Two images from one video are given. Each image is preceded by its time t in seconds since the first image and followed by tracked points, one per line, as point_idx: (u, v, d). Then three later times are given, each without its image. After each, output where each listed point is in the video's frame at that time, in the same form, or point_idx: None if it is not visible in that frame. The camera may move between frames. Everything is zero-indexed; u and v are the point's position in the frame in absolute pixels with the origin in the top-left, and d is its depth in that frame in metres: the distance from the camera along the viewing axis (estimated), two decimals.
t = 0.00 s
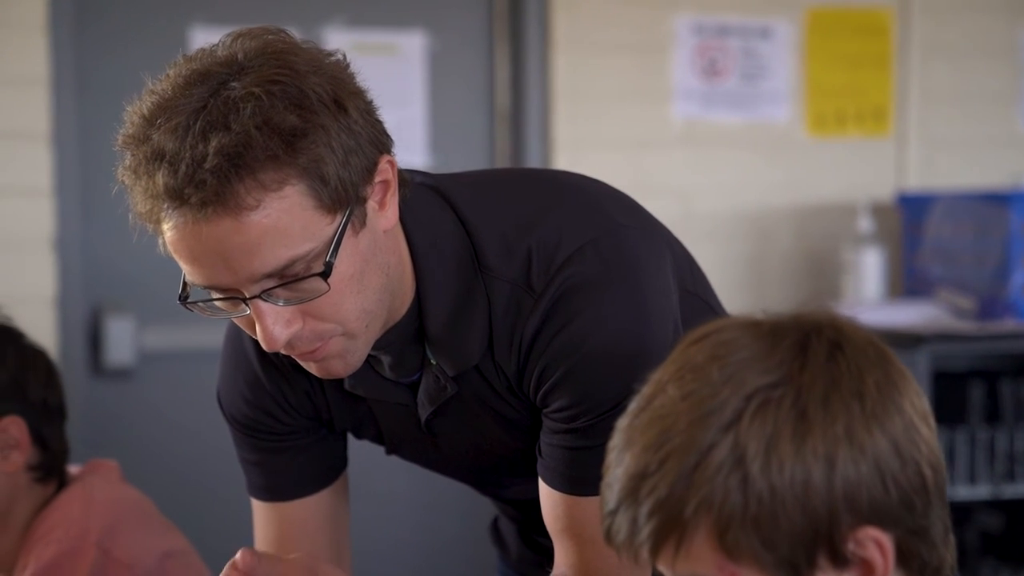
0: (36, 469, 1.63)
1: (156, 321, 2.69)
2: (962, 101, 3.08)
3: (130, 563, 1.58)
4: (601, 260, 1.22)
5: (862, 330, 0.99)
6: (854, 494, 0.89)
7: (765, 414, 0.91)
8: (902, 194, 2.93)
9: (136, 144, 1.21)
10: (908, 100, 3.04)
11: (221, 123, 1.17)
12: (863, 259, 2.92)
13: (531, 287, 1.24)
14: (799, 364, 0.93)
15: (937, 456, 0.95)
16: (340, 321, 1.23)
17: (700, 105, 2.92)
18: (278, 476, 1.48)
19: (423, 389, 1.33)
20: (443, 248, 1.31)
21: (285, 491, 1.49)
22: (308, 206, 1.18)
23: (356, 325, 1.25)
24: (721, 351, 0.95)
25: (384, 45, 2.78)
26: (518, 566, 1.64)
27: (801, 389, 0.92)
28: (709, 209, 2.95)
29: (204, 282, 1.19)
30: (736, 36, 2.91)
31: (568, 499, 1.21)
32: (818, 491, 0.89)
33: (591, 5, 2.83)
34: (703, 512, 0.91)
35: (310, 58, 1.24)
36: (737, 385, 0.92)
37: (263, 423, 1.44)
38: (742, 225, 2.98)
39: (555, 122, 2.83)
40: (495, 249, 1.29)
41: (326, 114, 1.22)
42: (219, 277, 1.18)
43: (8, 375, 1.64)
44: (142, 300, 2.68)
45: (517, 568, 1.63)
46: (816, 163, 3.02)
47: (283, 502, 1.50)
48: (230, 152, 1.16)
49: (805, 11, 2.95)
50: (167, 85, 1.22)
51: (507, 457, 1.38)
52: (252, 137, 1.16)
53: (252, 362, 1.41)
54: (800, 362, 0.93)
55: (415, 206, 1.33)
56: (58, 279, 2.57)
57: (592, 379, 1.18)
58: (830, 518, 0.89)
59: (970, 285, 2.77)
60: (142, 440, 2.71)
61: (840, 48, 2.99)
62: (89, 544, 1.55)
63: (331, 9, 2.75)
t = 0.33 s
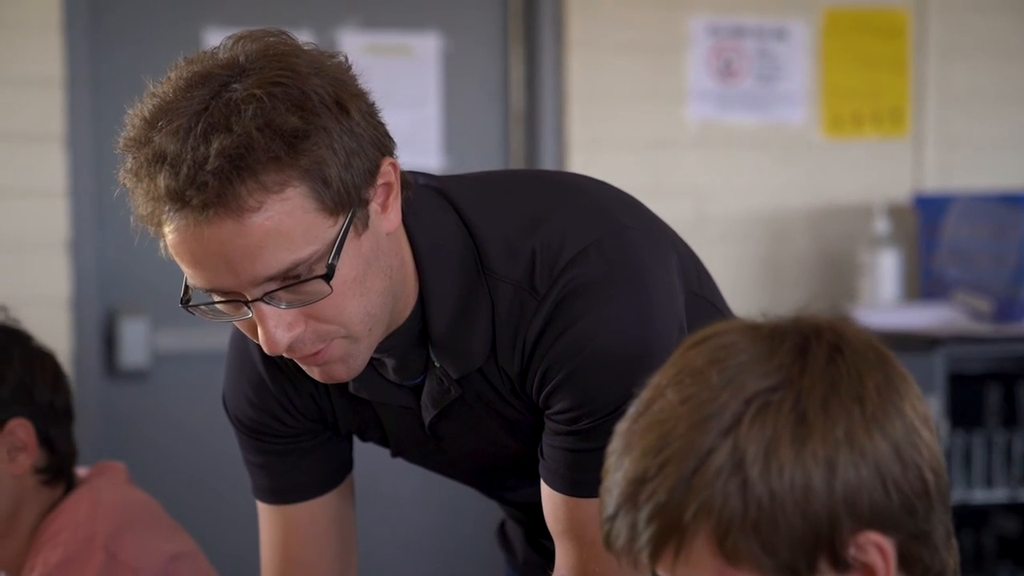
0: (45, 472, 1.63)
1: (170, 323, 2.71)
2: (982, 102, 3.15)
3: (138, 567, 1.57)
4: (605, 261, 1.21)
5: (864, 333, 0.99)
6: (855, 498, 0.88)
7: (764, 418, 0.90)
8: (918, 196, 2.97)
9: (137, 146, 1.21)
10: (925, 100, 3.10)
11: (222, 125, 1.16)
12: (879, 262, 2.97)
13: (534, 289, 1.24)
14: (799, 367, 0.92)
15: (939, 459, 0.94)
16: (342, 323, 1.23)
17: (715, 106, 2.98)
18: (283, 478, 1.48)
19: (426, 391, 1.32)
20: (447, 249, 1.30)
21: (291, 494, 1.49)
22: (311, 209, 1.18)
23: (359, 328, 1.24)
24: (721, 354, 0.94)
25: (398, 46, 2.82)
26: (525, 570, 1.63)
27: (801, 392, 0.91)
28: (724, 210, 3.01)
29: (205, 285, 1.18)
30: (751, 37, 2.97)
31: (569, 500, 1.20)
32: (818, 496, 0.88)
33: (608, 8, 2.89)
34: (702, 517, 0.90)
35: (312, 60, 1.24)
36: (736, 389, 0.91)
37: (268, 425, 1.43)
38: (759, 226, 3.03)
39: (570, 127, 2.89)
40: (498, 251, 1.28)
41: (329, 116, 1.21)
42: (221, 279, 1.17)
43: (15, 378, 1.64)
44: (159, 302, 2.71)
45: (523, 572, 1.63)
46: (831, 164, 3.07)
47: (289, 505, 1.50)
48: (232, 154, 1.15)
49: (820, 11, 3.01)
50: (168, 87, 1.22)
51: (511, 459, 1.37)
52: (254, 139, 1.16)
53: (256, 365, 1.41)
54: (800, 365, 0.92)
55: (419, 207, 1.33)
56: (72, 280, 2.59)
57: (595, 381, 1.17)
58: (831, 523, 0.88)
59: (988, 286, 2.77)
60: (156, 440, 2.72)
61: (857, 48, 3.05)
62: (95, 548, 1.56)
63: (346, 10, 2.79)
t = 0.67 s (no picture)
0: (56, 473, 1.63)
1: (189, 324, 2.74)
2: (1005, 103, 3.15)
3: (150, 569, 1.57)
4: (613, 265, 1.20)
5: (867, 335, 0.98)
6: (858, 502, 0.87)
7: (766, 421, 0.89)
8: (938, 197, 2.97)
9: (144, 149, 1.20)
10: (946, 101, 3.10)
11: (229, 126, 1.16)
12: (899, 264, 2.95)
13: (541, 293, 1.23)
14: (801, 370, 0.91)
15: (944, 463, 0.93)
16: (349, 328, 1.22)
17: (735, 106, 2.99)
18: (292, 481, 1.48)
19: (434, 396, 1.32)
20: (454, 254, 1.30)
21: (300, 496, 1.49)
22: (318, 211, 1.17)
23: (365, 333, 1.24)
24: (723, 356, 0.94)
25: (417, 48, 2.84)
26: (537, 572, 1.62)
27: (803, 396, 0.90)
28: (742, 211, 3.02)
29: (211, 288, 1.18)
30: (771, 38, 2.98)
31: (578, 506, 1.19)
32: (822, 500, 0.87)
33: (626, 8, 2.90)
34: (704, 521, 0.89)
35: (318, 62, 1.24)
36: (737, 392, 0.91)
37: (277, 427, 1.43)
38: (777, 226, 3.04)
39: (588, 128, 2.90)
40: (505, 255, 1.28)
41: (335, 117, 1.21)
42: (228, 282, 1.16)
43: (27, 380, 1.64)
44: (175, 304, 2.74)
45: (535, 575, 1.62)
46: (851, 164, 3.08)
47: (298, 507, 1.50)
48: (239, 156, 1.15)
49: (840, 11, 3.02)
50: (174, 89, 1.22)
51: (519, 463, 1.37)
52: (261, 141, 1.16)
53: (265, 367, 1.41)
54: (802, 367, 0.92)
55: (425, 210, 1.32)
56: (91, 282, 2.61)
57: (602, 386, 1.16)
58: (834, 526, 0.87)
59: (1010, 287, 2.79)
60: (174, 440, 2.74)
61: (877, 49, 3.05)
62: (106, 551, 1.55)
63: (364, 11, 2.81)
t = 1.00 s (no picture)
0: (67, 471, 1.64)
1: (203, 325, 2.78)
2: (1016, 100, 3.12)
3: (159, 568, 1.57)
4: (617, 264, 1.20)
5: (868, 335, 0.97)
6: (859, 504, 0.87)
7: (766, 423, 0.89)
8: (957, 195, 2.96)
9: (150, 160, 1.19)
10: (965, 100, 3.08)
11: (238, 131, 1.15)
12: (917, 263, 2.94)
13: (546, 293, 1.23)
14: (800, 371, 0.91)
15: (947, 464, 0.93)
16: (363, 328, 1.22)
17: (752, 105, 2.98)
18: (300, 482, 1.48)
19: (441, 397, 1.32)
20: (459, 254, 1.30)
21: (309, 497, 1.49)
22: (330, 211, 1.17)
23: (379, 332, 1.24)
24: (723, 359, 0.94)
25: (432, 46, 2.85)
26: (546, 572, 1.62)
27: (803, 398, 0.90)
28: (760, 211, 3.01)
29: (227, 295, 1.17)
30: (788, 36, 2.97)
31: (584, 506, 1.18)
32: (822, 501, 0.86)
33: (642, 7, 2.90)
34: (704, 524, 0.89)
35: (318, 62, 1.23)
36: (738, 394, 0.91)
37: (285, 429, 1.43)
38: (792, 223, 3.03)
39: (605, 127, 2.89)
40: (510, 255, 1.27)
41: (341, 116, 1.21)
42: (245, 289, 1.16)
43: (37, 379, 1.64)
44: (189, 304, 2.77)
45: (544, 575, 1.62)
46: (870, 164, 3.06)
47: (306, 509, 1.50)
48: (251, 160, 1.14)
49: (858, 10, 3.01)
50: (176, 98, 1.20)
51: (526, 462, 1.37)
52: (272, 143, 1.15)
53: (272, 369, 1.41)
54: (802, 369, 0.91)
55: (429, 210, 1.32)
56: (106, 281, 2.66)
57: (607, 386, 1.15)
58: (835, 527, 0.86)
59: None
60: (189, 442, 2.78)
61: (896, 48, 3.04)
62: (115, 550, 1.55)
63: (378, 10, 2.83)
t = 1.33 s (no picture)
0: (78, 470, 1.64)
1: (219, 324, 2.78)
2: None
3: (169, 567, 1.56)
4: (622, 258, 1.19)
5: (871, 333, 0.97)
6: (862, 504, 0.86)
7: (768, 423, 0.88)
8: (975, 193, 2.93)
9: (164, 174, 1.18)
10: (984, 97, 3.06)
11: (256, 129, 1.14)
12: (935, 260, 2.92)
13: (551, 288, 1.22)
14: (803, 370, 0.91)
15: (952, 463, 0.93)
16: (390, 318, 1.22)
17: (769, 103, 2.97)
18: (308, 481, 1.48)
19: (449, 393, 1.31)
20: (465, 250, 1.29)
21: (316, 496, 1.49)
22: (353, 202, 1.17)
23: (403, 320, 1.24)
24: (725, 359, 0.94)
25: (448, 45, 2.85)
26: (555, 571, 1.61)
27: (806, 396, 0.89)
28: (776, 208, 3.00)
29: (257, 299, 1.16)
30: (805, 33, 2.96)
31: (592, 501, 1.17)
32: (825, 501, 0.86)
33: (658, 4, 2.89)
34: (707, 524, 0.89)
35: (315, 58, 1.23)
36: (740, 394, 0.90)
37: (292, 428, 1.43)
38: (809, 221, 3.02)
39: (620, 124, 2.89)
40: (515, 250, 1.27)
41: (350, 108, 1.21)
42: (276, 289, 1.15)
43: (48, 378, 1.65)
44: (204, 303, 2.77)
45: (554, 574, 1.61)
46: (888, 161, 3.05)
47: (314, 507, 1.50)
48: (274, 156, 1.13)
49: (876, 7, 2.99)
50: (183, 109, 1.19)
51: (534, 459, 1.36)
52: (293, 138, 1.14)
53: (280, 368, 1.41)
54: (804, 368, 0.91)
55: (434, 207, 1.32)
56: (122, 280, 2.67)
57: (613, 382, 1.14)
58: (839, 527, 0.86)
59: None
60: (204, 441, 2.79)
61: (913, 45, 3.02)
62: (126, 547, 1.55)
63: (393, 9, 2.82)
